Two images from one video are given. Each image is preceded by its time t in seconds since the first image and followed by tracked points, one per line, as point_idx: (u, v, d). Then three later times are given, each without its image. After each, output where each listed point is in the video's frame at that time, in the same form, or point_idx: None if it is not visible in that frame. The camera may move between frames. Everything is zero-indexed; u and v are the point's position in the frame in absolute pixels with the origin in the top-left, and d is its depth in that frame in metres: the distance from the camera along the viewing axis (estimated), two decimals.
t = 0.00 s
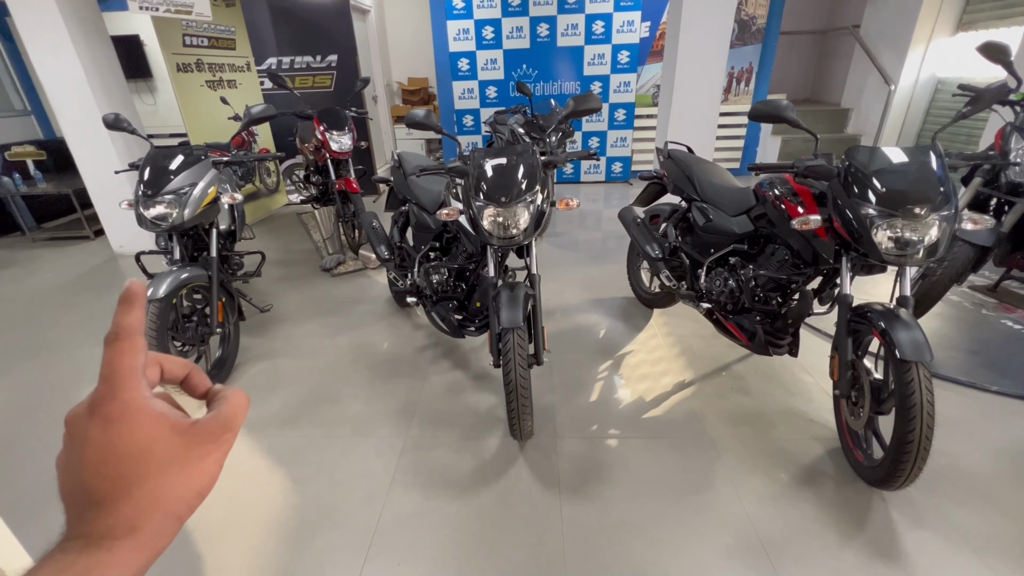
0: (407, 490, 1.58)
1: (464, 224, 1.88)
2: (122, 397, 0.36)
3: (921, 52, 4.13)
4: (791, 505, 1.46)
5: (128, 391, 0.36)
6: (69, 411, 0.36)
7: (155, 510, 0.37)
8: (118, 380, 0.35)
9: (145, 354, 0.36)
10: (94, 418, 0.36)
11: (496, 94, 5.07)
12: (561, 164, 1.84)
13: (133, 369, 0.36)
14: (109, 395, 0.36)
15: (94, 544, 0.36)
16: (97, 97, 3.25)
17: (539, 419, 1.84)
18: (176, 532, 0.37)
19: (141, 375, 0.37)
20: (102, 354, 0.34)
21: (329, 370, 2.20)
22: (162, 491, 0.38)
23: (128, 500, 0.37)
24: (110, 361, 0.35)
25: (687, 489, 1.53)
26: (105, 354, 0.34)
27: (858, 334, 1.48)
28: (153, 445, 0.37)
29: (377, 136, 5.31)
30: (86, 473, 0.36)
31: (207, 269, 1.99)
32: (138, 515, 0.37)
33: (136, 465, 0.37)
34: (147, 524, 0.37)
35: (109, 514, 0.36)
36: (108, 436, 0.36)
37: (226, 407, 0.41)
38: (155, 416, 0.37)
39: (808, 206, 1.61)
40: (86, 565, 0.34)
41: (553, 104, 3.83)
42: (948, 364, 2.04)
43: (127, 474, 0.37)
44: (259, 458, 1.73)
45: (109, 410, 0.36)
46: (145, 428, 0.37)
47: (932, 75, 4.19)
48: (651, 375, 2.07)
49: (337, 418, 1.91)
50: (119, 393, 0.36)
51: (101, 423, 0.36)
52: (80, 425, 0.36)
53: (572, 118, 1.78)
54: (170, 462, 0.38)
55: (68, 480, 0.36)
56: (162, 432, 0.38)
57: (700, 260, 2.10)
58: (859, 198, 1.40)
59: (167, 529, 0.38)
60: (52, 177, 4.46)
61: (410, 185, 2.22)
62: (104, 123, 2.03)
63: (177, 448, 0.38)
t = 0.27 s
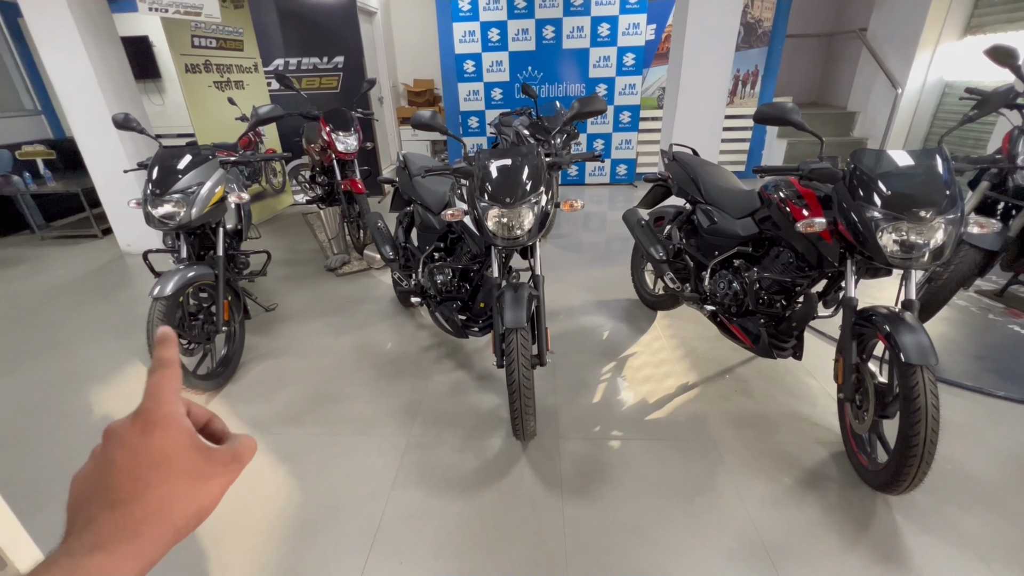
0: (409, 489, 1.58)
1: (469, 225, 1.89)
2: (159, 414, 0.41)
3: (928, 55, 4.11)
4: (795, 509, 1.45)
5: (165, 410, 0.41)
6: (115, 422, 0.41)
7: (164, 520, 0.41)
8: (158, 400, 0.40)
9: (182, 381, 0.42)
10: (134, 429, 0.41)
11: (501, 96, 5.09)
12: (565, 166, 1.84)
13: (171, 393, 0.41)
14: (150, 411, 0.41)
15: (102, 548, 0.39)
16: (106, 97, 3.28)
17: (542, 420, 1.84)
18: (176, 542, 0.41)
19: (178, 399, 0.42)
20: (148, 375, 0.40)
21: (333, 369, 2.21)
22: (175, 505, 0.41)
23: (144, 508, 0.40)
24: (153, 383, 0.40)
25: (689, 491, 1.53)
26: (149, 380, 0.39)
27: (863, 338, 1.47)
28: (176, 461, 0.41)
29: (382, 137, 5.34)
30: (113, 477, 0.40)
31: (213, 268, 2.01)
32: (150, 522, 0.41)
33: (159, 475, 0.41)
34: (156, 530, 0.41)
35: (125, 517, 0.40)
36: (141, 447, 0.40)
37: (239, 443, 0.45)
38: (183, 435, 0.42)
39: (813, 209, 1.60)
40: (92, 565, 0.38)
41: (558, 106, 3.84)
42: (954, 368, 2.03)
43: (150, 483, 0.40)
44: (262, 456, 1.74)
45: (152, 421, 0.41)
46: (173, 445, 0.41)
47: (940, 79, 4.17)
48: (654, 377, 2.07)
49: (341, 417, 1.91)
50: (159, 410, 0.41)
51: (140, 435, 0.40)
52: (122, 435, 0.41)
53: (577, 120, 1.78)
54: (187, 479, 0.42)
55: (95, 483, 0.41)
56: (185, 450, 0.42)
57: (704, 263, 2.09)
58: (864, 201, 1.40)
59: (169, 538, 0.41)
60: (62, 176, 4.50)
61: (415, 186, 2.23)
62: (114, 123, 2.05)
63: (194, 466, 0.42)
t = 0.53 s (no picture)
0: (411, 490, 1.59)
1: (472, 227, 1.90)
2: (128, 350, 0.35)
3: (935, 59, 4.11)
4: (798, 515, 1.45)
5: (136, 347, 0.36)
6: (77, 346, 0.35)
7: (113, 461, 0.37)
8: (127, 334, 0.35)
9: (158, 315, 0.37)
10: (99, 360, 0.35)
11: (506, 99, 5.10)
12: (569, 169, 1.84)
13: (142, 326, 0.36)
14: (120, 344, 0.35)
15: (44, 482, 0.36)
16: (114, 97, 3.30)
17: (544, 423, 1.84)
18: (124, 483, 0.38)
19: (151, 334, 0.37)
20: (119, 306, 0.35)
21: (336, 370, 2.22)
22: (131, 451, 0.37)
23: (93, 450, 0.36)
24: (122, 313, 0.35)
25: (691, 495, 1.52)
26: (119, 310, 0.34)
27: (867, 344, 1.46)
28: (138, 406, 0.36)
29: (387, 139, 5.36)
30: (61, 406, 0.35)
31: (218, 269, 2.02)
32: (97, 462, 0.37)
33: (115, 417, 0.36)
34: (100, 471, 0.37)
35: (72, 456, 0.36)
36: (102, 384, 0.35)
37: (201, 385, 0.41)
38: (151, 377, 0.37)
39: (817, 214, 1.59)
40: (34, 499, 0.36)
41: (562, 109, 3.85)
42: (959, 375, 2.02)
43: (104, 423, 0.36)
44: (265, 456, 1.74)
45: (119, 356, 0.35)
46: (138, 386, 0.36)
47: (946, 84, 4.15)
48: (657, 381, 2.07)
49: (344, 418, 1.92)
50: (130, 347, 0.35)
51: (104, 369, 0.35)
52: (84, 362, 0.35)
53: (581, 124, 1.78)
54: (147, 425, 0.37)
55: (40, 408, 0.35)
56: (151, 397, 0.37)
57: (708, 267, 2.08)
58: (869, 206, 1.40)
59: (112, 478, 0.38)
60: (70, 177, 4.54)
61: (419, 188, 2.24)
62: (121, 125, 2.07)
63: (157, 413, 0.38)
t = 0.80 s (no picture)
0: (414, 491, 1.58)
1: (477, 229, 1.90)
2: (133, 336, 0.34)
3: (944, 62, 4.08)
4: (802, 520, 1.44)
5: (141, 331, 0.34)
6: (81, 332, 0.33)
7: (120, 446, 0.36)
8: (131, 319, 0.34)
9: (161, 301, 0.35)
10: (102, 344, 0.34)
11: (511, 100, 5.11)
12: (574, 171, 1.84)
13: (146, 308, 0.34)
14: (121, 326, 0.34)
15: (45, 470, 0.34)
16: (122, 97, 3.33)
17: (548, 426, 1.84)
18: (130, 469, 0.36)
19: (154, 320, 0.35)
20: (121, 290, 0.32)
21: (340, 370, 2.22)
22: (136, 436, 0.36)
23: (99, 433, 0.34)
24: (124, 300, 0.33)
25: (695, 499, 1.52)
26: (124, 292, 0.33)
27: (874, 348, 1.45)
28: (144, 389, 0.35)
29: (392, 140, 5.37)
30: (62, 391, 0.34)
31: (224, 269, 2.03)
32: (104, 449, 0.35)
33: (121, 401, 0.35)
34: (109, 454, 0.36)
35: (78, 440, 0.34)
36: (107, 367, 0.34)
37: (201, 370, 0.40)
38: (156, 360, 0.36)
39: (824, 217, 1.59)
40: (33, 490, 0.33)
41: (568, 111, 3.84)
42: (967, 381, 2.00)
43: (112, 405, 0.34)
44: (270, 455, 1.75)
45: (124, 341, 0.34)
46: (143, 371, 0.35)
47: (955, 86, 4.13)
48: (661, 384, 2.06)
49: (347, 418, 1.92)
50: (134, 330, 0.34)
51: (109, 354, 0.34)
52: (88, 348, 0.34)
53: (586, 126, 1.78)
54: (154, 409, 0.36)
55: (40, 394, 0.34)
56: (155, 379, 0.35)
57: (713, 270, 2.07)
58: (876, 210, 1.39)
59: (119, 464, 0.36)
60: (79, 176, 4.58)
61: (424, 189, 2.24)
62: (130, 125, 2.08)
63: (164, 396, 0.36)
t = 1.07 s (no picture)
0: (417, 490, 1.59)
1: (482, 228, 1.90)
2: (127, 352, 0.34)
3: (954, 62, 4.04)
4: (807, 523, 1.43)
5: (135, 346, 0.34)
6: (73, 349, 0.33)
7: (120, 459, 0.36)
8: (126, 334, 0.33)
9: (154, 313, 0.35)
10: (95, 361, 0.34)
11: (516, 99, 5.10)
12: (579, 171, 1.84)
13: (140, 321, 0.33)
14: (114, 344, 0.33)
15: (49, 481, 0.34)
16: (130, 95, 3.34)
17: (551, 425, 1.83)
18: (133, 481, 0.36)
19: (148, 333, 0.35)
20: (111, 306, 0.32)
21: (344, 368, 2.23)
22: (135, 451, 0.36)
23: (100, 447, 0.35)
24: (115, 313, 0.33)
25: (698, 500, 1.51)
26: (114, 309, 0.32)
27: (880, 351, 1.44)
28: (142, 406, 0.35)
29: (398, 139, 5.38)
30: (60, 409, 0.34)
31: (230, 266, 2.04)
32: (106, 462, 0.35)
33: (117, 416, 0.35)
34: (110, 470, 0.36)
35: (78, 455, 0.34)
36: (103, 383, 0.33)
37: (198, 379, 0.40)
38: (151, 375, 0.36)
39: (831, 219, 1.58)
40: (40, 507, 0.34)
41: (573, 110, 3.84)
42: (975, 384, 1.98)
43: (110, 420, 0.34)
44: (274, 452, 1.76)
45: (118, 358, 0.34)
46: (137, 385, 0.35)
47: (965, 86, 4.09)
48: (665, 384, 2.05)
49: (351, 416, 1.93)
50: (127, 345, 0.34)
51: (103, 371, 0.33)
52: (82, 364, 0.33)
53: (591, 125, 1.78)
54: (151, 423, 0.36)
55: (40, 409, 0.34)
56: (151, 394, 0.36)
57: (719, 270, 2.06)
58: (883, 211, 1.38)
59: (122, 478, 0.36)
60: (86, 173, 4.61)
61: (429, 188, 2.24)
62: (138, 123, 2.09)
63: (161, 409, 0.37)
